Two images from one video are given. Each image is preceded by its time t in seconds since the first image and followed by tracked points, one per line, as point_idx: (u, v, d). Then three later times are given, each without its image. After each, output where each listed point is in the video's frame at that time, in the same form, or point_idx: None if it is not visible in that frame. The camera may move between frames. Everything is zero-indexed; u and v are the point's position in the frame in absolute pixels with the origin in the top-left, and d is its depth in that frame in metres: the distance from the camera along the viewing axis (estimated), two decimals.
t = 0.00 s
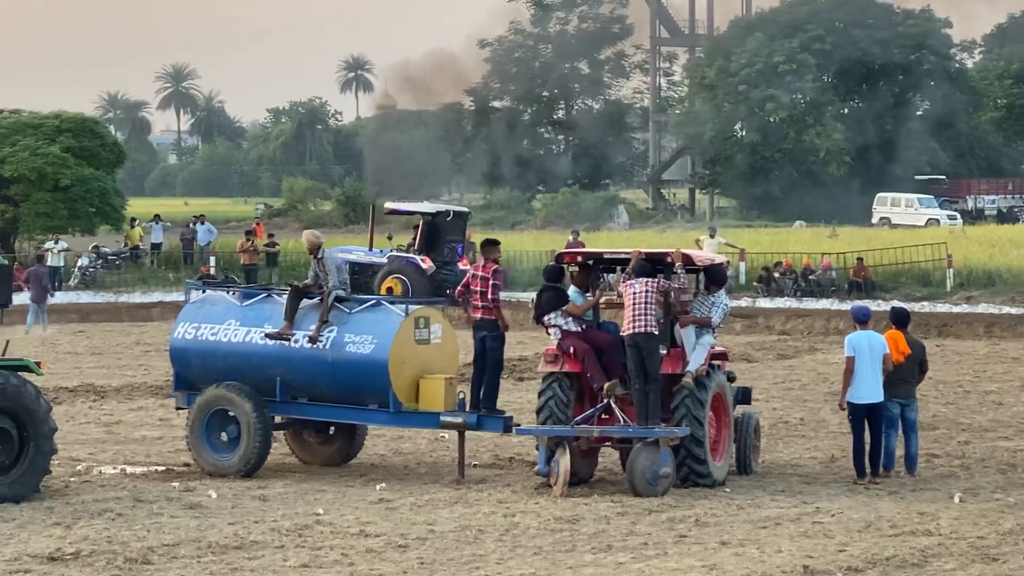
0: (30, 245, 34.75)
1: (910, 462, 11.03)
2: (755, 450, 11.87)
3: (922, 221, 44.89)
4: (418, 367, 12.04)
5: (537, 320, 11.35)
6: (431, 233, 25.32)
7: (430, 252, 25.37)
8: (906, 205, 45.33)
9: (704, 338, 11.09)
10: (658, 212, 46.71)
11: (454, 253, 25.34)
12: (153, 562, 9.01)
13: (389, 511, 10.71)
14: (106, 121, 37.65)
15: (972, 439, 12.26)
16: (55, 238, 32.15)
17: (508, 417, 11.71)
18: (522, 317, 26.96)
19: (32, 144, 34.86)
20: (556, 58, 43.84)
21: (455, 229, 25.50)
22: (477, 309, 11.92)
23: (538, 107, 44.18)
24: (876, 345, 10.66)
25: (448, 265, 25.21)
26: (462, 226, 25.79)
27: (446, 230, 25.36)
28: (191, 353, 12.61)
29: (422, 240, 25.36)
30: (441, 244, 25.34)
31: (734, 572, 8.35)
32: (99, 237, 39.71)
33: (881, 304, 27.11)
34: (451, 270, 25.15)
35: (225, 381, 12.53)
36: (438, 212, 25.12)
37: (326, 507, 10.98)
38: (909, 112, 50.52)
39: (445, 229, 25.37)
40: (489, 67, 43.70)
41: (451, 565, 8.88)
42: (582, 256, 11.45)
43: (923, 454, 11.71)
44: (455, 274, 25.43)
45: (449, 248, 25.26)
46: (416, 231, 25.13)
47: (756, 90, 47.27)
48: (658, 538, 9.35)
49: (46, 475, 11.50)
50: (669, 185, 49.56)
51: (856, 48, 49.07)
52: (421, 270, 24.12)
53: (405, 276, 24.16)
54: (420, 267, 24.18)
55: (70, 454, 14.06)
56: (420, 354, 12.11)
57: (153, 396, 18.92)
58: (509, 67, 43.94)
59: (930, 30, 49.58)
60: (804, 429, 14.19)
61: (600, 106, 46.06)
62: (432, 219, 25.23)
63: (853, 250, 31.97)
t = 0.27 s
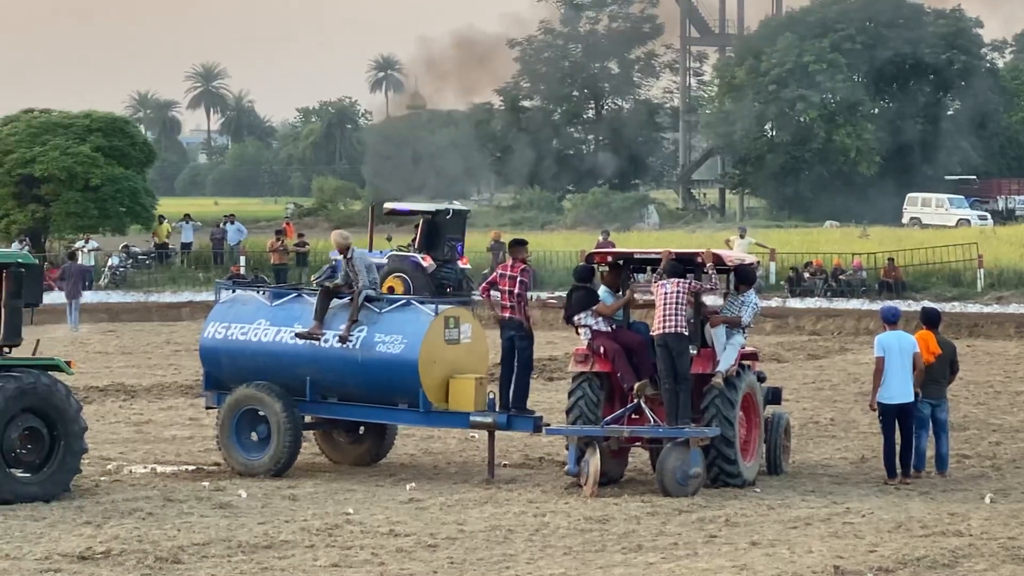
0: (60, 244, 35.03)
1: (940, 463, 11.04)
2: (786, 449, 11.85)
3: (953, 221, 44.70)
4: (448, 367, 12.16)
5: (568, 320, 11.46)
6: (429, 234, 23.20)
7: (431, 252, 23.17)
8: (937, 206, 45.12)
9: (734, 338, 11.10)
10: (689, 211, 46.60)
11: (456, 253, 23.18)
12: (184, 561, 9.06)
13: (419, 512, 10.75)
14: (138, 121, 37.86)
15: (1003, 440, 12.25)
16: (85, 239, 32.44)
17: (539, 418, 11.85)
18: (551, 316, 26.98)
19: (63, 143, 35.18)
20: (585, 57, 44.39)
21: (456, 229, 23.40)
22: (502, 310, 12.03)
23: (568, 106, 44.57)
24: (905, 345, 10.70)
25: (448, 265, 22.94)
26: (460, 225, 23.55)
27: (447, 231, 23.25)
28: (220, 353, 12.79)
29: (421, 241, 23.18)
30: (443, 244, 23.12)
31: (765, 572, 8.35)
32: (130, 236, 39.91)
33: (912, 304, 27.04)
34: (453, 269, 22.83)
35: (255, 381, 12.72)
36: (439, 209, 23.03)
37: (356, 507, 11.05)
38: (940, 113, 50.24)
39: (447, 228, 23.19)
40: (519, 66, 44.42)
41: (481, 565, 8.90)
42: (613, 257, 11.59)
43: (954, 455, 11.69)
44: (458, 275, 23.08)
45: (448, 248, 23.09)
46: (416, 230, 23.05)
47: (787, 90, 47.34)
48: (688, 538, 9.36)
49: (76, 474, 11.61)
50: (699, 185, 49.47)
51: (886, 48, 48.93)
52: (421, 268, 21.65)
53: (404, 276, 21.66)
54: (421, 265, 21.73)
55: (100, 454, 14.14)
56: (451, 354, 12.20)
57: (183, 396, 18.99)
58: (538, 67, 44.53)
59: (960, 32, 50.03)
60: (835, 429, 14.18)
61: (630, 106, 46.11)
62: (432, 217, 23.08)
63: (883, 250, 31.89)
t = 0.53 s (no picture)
0: (90, 244, 35.14)
1: (971, 462, 11.10)
2: (816, 450, 11.89)
3: (984, 221, 44.47)
4: (479, 367, 12.26)
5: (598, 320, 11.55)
6: (423, 231, 18.18)
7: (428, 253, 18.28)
8: (967, 206, 44.93)
9: (765, 338, 11.15)
10: (719, 212, 46.48)
11: (455, 249, 18.82)
12: (215, 560, 9.13)
13: (449, 512, 10.78)
14: (168, 120, 38.05)
15: None
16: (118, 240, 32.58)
17: (568, 418, 11.94)
18: (581, 316, 26.99)
19: (94, 143, 35.39)
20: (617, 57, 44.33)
21: (452, 228, 19.71)
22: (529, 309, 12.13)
23: (599, 106, 44.61)
24: (935, 345, 10.75)
25: (447, 264, 18.65)
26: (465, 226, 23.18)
27: (445, 224, 18.45)
28: (251, 353, 12.91)
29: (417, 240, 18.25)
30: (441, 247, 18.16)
31: (795, 573, 8.34)
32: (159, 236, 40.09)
33: (942, 304, 26.96)
34: (454, 269, 18.61)
35: (285, 381, 12.82)
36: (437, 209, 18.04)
37: (386, 507, 11.10)
38: (971, 113, 49.92)
39: (445, 225, 18.34)
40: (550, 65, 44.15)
41: (511, 565, 8.93)
42: (642, 257, 11.66)
43: (985, 456, 11.68)
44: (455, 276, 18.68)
45: (448, 244, 18.64)
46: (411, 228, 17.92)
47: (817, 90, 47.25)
48: (718, 538, 9.38)
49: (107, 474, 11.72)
50: (728, 184, 49.35)
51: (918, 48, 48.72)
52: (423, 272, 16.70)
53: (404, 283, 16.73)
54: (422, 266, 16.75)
55: (130, 454, 14.22)
56: (480, 354, 12.29)
57: (213, 396, 19.07)
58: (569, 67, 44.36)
59: (992, 33, 49.75)
60: (864, 430, 14.19)
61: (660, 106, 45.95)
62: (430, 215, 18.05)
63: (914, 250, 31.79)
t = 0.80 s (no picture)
0: (120, 244, 35.36)
1: (1000, 463, 11.10)
2: (845, 450, 11.89)
3: (1014, 221, 44.22)
4: (509, 366, 12.34)
5: (627, 320, 11.59)
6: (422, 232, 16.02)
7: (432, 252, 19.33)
8: (997, 206, 44.72)
9: (794, 338, 11.19)
10: (748, 212, 46.37)
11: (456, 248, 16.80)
12: (245, 560, 9.20)
13: (477, 512, 10.82)
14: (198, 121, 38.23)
15: None
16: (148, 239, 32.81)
17: (597, 418, 12.01)
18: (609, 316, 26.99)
19: (123, 143, 35.63)
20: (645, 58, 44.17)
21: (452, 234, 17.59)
22: (562, 308, 12.23)
23: (628, 106, 44.46)
24: (964, 345, 10.75)
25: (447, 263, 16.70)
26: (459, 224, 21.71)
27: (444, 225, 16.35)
28: (280, 353, 13.04)
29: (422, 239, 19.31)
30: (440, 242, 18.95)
31: (823, 573, 8.35)
32: (189, 236, 40.27)
33: (971, 305, 26.85)
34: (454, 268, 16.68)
35: (314, 381, 12.95)
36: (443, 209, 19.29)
37: (415, 507, 11.14)
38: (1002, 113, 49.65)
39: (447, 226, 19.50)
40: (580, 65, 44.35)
41: (540, 565, 8.97)
42: (671, 257, 11.69)
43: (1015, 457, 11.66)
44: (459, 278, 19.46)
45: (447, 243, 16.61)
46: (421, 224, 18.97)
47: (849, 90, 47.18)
48: (747, 538, 9.39)
49: (137, 472, 11.82)
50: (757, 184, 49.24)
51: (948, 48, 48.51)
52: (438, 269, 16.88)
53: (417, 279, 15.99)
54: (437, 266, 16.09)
55: (159, 453, 14.32)
56: (509, 353, 12.38)
57: (242, 395, 19.16)
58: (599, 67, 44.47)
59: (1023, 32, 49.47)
60: (892, 430, 14.17)
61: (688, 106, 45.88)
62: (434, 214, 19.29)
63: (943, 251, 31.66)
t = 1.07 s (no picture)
0: (152, 243, 35.60)
1: None
2: (877, 449, 11.88)
3: None
4: (540, 365, 12.39)
5: (658, 319, 11.66)
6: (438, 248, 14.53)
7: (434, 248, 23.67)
8: None
9: (825, 337, 11.18)
10: (780, 211, 46.25)
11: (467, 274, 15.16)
12: (277, 558, 9.28)
13: (509, 511, 10.87)
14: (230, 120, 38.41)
15: None
16: (180, 238, 33.05)
17: (628, 417, 12.05)
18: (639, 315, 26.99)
19: (155, 142, 35.86)
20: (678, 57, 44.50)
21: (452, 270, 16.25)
22: (601, 308, 12.63)
23: (659, 105, 44.40)
24: (996, 343, 10.75)
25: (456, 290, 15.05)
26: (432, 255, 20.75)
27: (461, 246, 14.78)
28: (312, 352, 13.11)
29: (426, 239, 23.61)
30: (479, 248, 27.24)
31: (855, 572, 8.35)
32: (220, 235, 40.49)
33: (1004, 304, 26.71)
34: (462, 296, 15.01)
35: (346, 380, 13.03)
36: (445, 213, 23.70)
37: (446, 506, 11.20)
38: None
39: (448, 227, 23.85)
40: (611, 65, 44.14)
41: (572, 564, 9.00)
42: (703, 256, 11.73)
43: None
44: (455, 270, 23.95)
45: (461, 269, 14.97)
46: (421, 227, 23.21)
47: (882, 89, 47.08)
48: (779, 537, 9.39)
49: (167, 472, 11.92)
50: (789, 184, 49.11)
51: (981, 46, 48.23)
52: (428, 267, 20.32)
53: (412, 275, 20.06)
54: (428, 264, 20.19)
55: (192, 451, 14.44)
56: (541, 353, 12.43)
57: (274, 394, 19.28)
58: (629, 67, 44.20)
59: None
60: (924, 429, 14.14)
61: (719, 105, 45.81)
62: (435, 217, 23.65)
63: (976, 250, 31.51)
